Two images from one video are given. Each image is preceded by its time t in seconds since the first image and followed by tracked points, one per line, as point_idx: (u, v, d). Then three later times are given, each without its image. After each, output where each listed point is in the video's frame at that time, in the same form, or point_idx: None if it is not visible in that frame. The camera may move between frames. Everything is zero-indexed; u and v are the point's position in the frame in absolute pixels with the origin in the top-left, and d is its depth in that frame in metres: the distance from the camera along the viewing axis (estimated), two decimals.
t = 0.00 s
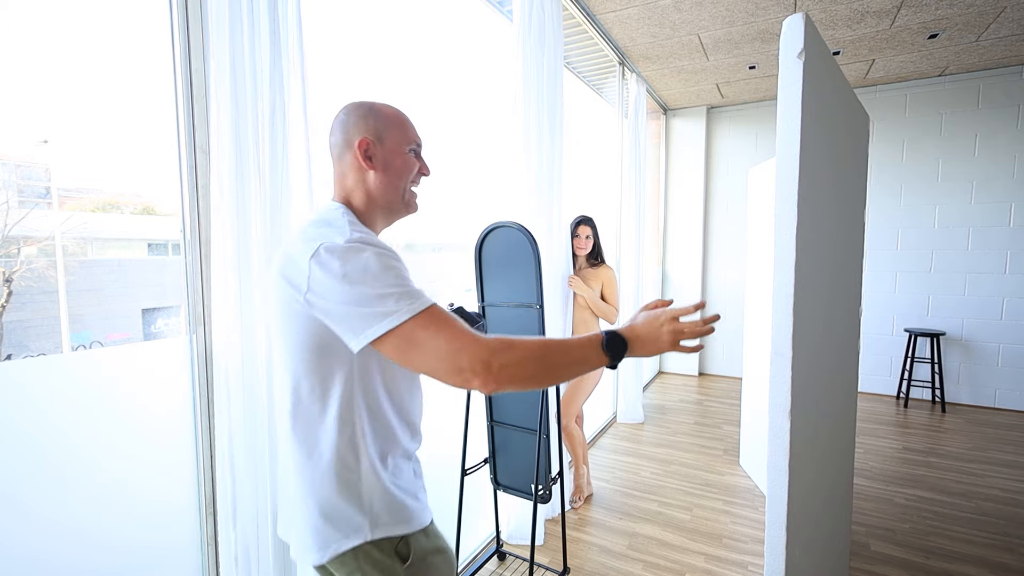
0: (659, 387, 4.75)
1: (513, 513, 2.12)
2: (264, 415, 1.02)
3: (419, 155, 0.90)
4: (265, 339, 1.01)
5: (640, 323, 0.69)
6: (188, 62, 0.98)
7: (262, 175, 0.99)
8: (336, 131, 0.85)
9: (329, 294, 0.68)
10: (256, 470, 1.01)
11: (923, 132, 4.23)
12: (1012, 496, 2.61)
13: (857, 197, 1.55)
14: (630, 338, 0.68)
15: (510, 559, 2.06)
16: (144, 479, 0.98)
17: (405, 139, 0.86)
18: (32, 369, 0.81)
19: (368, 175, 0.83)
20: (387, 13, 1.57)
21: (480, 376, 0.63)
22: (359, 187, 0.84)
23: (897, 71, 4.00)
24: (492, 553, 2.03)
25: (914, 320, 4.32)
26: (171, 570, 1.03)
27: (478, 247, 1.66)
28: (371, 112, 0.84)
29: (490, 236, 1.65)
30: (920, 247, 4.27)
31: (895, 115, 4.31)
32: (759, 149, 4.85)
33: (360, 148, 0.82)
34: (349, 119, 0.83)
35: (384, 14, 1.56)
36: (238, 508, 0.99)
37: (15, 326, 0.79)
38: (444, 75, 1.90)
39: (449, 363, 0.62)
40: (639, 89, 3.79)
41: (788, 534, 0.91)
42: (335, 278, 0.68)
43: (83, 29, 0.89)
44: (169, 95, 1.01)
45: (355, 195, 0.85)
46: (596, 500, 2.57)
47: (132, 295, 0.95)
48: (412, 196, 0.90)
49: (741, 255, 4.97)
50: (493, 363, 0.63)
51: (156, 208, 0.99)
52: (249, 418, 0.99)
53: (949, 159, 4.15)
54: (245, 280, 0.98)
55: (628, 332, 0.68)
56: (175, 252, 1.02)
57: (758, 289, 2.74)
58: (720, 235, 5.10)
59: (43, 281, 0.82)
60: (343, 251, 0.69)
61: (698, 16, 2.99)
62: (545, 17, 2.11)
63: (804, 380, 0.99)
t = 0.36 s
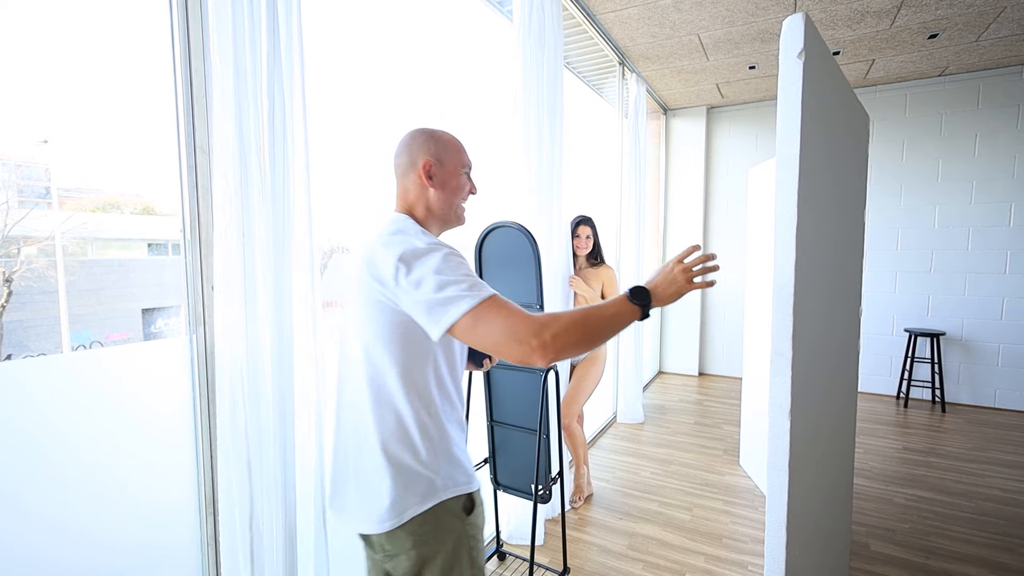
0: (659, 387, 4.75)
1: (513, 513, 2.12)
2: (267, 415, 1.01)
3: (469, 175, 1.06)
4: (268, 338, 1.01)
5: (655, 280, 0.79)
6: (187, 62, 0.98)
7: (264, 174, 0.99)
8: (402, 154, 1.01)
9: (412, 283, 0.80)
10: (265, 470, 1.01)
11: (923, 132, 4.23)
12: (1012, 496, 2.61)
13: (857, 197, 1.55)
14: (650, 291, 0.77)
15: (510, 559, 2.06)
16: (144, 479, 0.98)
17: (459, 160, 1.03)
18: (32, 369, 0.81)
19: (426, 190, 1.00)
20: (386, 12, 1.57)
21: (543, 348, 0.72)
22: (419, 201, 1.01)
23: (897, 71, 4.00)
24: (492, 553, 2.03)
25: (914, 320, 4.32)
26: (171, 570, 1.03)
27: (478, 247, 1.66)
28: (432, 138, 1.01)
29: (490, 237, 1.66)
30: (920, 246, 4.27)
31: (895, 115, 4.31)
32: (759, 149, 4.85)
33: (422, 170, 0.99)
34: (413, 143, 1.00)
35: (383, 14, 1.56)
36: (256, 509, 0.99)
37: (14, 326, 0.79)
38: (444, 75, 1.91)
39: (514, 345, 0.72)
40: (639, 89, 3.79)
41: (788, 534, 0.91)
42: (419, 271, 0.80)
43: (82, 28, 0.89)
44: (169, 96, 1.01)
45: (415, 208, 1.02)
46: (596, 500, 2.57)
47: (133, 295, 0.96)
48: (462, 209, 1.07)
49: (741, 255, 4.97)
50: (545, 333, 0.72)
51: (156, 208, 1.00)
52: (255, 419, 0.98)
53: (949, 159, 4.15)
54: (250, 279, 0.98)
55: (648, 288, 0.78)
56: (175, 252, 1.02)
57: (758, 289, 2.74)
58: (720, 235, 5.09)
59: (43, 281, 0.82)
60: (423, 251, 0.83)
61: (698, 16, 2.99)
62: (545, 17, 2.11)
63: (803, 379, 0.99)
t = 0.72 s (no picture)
0: (659, 387, 4.75)
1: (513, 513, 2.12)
2: (272, 413, 1.01)
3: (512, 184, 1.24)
4: (272, 338, 1.00)
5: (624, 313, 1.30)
6: (188, 61, 0.98)
7: (266, 173, 0.98)
8: (459, 158, 1.16)
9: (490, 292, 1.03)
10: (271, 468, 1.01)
11: (923, 131, 4.23)
12: (1012, 496, 2.61)
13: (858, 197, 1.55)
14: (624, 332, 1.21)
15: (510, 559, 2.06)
16: (145, 479, 0.98)
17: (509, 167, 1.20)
18: (32, 369, 0.81)
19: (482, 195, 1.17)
20: (385, 12, 1.57)
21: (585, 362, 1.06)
22: (472, 200, 1.17)
23: (897, 71, 4.00)
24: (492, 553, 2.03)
25: (914, 320, 4.32)
26: (171, 570, 1.03)
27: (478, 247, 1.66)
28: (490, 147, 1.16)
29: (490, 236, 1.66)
30: (920, 247, 4.27)
31: (895, 115, 4.31)
32: (759, 149, 4.85)
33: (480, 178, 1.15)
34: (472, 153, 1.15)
35: (382, 14, 1.56)
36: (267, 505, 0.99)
37: (14, 326, 0.79)
38: (444, 75, 1.91)
39: (559, 356, 1.04)
40: (639, 89, 3.79)
41: (788, 534, 0.91)
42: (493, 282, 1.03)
43: (82, 28, 0.89)
44: (170, 96, 1.01)
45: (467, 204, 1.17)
46: (596, 500, 2.57)
47: (133, 295, 0.96)
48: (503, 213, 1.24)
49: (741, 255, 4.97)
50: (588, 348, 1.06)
51: (156, 208, 1.00)
52: (261, 417, 0.98)
53: (949, 159, 4.15)
54: (256, 277, 0.98)
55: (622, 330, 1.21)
56: (175, 252, 1.01)
57: (758, 289, 2.74)
58: (720, 235, 5.09)
59: (43, 281, 0.81)
60: (497, 263, 1.05)
61: (698, 16, 2.99)
62: (545, 17, 2.11)
63: (803, 379, 0.99)
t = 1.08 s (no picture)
0: (659, 387, 4.75)
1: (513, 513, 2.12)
2: (273, 413, 1.01)
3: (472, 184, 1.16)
4: (272, 339, 1.00)
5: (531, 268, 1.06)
6: (188, 61, 0.98)
7: (267, 173, 0.98)
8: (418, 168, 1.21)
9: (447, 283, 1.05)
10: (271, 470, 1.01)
11: (923, 131, 4.23)
12: (1011, 496, 2.61)
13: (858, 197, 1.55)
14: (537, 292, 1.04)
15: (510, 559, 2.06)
16: (146, 478, 0.98)
17: (463, 169, 1.15)
18: (32, 368, 0.82)
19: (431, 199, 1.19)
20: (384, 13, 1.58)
21: (497, 357, 1.02)
22: (425, 204, 1.21)
23: (897, 71, 4.00)
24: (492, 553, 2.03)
25: (914, 320, 4.32)
26: (172, 571, 1.03)
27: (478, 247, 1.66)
28: (439, 150, 1.15)
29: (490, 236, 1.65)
30: (920, 247, 4.27)
31: (895, 115, 4.31)
32: (759, 149, 4.85)
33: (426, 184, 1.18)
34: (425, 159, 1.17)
35: (381, 14, 1.56)
36: (267, 505, 0.99)
37: (14, 326, 0.79)
38: (444, 75, 1.91)
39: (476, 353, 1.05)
40: (639, 89, 3.79)
41: (788, 534, 0.91)
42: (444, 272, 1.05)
43: (81, 29, 0.89)
44: (169, 96, 1.01)
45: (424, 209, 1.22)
46: (596, 500, 2.57)
47: (133, 295, 0.96)
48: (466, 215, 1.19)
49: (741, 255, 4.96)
50: (488, 337, 1.01)
51: (156, 208, 1.00)
52: (262, 418, 0.98)
53: (949, 159, 4.15)
54: (255, 278, 0.97)
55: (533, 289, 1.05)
56: (175, 252, 1.02)
57: (758, 289, 2.74)
58: (720, 235, 5.09)
59: (43, 280, 0.81)
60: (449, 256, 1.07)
61: (698, 16, 2.99)
62: (545, 17, 2.11)
63: (804, 379, 0.99)
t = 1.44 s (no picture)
0: (659, 387, 4.75)
1: (513, 513, 2.12)
2: (271, 414, 1.01)
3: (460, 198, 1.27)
4: (270, 339, 1.00)
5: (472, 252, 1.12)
6: (187, 61, 0.97)
7: (266, 174, 0.98)
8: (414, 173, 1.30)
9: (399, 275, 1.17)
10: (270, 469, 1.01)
11: (923, 131, 4.23)
12: (1011, 496, 2.60)
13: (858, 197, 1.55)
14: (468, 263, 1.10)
15: (510, 559, 2.06)
16: (146, 478, 0.98)
17: (453, 184, 1.24)
18: (32, 368, 0.82)
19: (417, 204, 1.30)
20: (383, 13, 1.58)
21: (438, 332, 1.10)
22: (414, 207, 1.31)
23: (897, 71, 4.00)
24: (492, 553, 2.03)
25: (914, 320, 4.31)
26: (171, 570, 1.02)
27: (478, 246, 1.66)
28: (437, 160, 1.24)
29: (490, 236, 1.65)
30: (920, 247, 4.27)
31: (895, 115, 4.31)
32: (759, 149, 4.85)
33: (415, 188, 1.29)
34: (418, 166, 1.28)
35: (380, 14, 1.56)
36: (262, 509, 0.98)
37: (14, 326, 0.79)
38: (444, 75, 1.91)
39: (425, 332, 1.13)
40: (639, 89, 3.79)
41: (788, 535, 0.91)
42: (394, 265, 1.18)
43: (80, 29, 0.89)
44: (169, 96, 1.00)
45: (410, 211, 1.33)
46: (596, 500, 2.57)
47: (132, 295, 0.96)
48: (448, 225, 1.30)
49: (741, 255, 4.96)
50: (427, 314, 1.11)
51: (156, 207, 0.99)
52: (258, 419, 0.98)
53: (949, 159, 4.15)
54: (253, 278, 0.97)
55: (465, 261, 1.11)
56: (175, 252, 1.01)
57: (758, 289, 2.74)
58: (720, 235, 5.09)
59: (43, 281, 0.82)
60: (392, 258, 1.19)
61: (697, 16, 2.99)
62: (545, 17, 2.10)
63: (804, 379, 0.99)
